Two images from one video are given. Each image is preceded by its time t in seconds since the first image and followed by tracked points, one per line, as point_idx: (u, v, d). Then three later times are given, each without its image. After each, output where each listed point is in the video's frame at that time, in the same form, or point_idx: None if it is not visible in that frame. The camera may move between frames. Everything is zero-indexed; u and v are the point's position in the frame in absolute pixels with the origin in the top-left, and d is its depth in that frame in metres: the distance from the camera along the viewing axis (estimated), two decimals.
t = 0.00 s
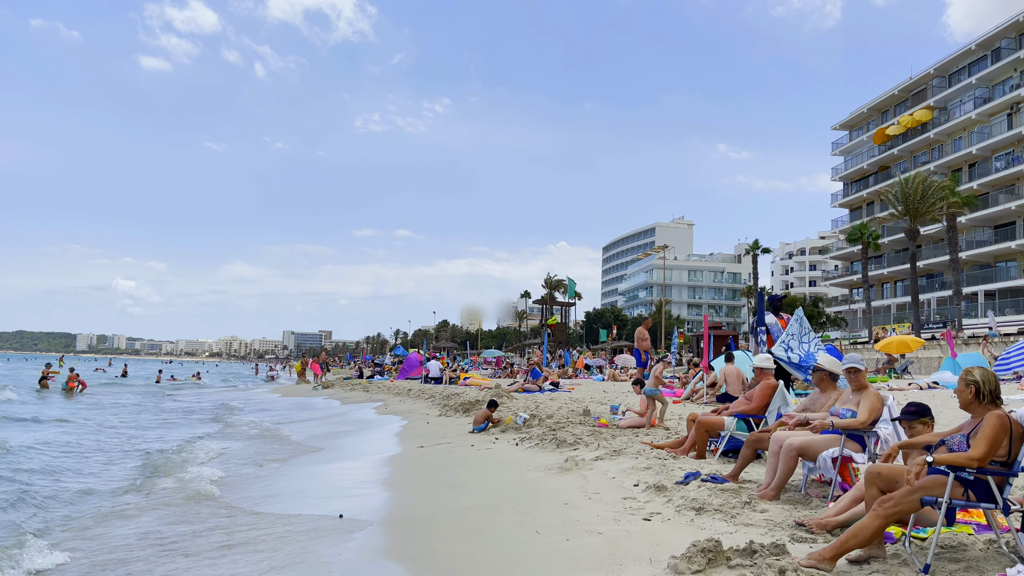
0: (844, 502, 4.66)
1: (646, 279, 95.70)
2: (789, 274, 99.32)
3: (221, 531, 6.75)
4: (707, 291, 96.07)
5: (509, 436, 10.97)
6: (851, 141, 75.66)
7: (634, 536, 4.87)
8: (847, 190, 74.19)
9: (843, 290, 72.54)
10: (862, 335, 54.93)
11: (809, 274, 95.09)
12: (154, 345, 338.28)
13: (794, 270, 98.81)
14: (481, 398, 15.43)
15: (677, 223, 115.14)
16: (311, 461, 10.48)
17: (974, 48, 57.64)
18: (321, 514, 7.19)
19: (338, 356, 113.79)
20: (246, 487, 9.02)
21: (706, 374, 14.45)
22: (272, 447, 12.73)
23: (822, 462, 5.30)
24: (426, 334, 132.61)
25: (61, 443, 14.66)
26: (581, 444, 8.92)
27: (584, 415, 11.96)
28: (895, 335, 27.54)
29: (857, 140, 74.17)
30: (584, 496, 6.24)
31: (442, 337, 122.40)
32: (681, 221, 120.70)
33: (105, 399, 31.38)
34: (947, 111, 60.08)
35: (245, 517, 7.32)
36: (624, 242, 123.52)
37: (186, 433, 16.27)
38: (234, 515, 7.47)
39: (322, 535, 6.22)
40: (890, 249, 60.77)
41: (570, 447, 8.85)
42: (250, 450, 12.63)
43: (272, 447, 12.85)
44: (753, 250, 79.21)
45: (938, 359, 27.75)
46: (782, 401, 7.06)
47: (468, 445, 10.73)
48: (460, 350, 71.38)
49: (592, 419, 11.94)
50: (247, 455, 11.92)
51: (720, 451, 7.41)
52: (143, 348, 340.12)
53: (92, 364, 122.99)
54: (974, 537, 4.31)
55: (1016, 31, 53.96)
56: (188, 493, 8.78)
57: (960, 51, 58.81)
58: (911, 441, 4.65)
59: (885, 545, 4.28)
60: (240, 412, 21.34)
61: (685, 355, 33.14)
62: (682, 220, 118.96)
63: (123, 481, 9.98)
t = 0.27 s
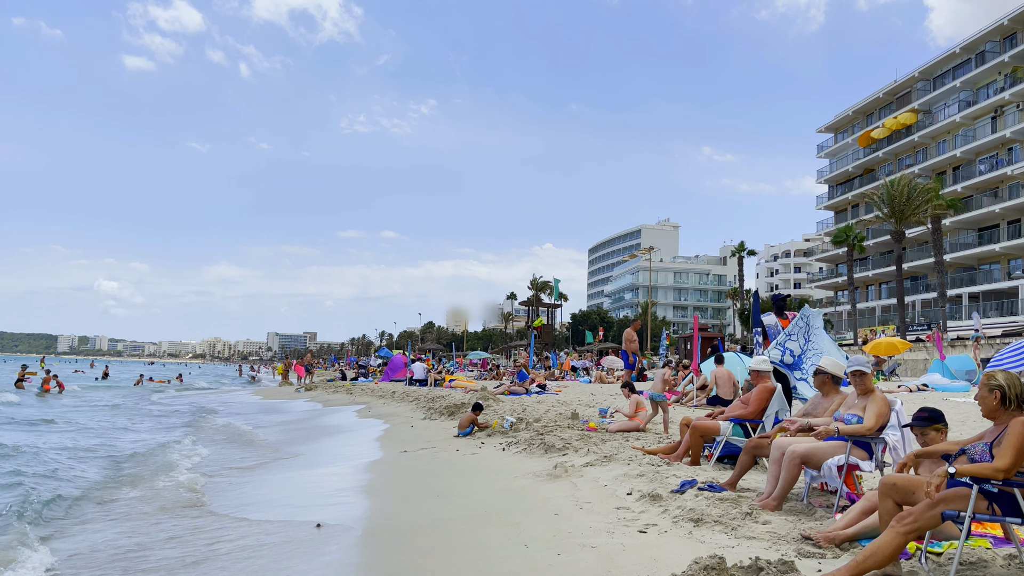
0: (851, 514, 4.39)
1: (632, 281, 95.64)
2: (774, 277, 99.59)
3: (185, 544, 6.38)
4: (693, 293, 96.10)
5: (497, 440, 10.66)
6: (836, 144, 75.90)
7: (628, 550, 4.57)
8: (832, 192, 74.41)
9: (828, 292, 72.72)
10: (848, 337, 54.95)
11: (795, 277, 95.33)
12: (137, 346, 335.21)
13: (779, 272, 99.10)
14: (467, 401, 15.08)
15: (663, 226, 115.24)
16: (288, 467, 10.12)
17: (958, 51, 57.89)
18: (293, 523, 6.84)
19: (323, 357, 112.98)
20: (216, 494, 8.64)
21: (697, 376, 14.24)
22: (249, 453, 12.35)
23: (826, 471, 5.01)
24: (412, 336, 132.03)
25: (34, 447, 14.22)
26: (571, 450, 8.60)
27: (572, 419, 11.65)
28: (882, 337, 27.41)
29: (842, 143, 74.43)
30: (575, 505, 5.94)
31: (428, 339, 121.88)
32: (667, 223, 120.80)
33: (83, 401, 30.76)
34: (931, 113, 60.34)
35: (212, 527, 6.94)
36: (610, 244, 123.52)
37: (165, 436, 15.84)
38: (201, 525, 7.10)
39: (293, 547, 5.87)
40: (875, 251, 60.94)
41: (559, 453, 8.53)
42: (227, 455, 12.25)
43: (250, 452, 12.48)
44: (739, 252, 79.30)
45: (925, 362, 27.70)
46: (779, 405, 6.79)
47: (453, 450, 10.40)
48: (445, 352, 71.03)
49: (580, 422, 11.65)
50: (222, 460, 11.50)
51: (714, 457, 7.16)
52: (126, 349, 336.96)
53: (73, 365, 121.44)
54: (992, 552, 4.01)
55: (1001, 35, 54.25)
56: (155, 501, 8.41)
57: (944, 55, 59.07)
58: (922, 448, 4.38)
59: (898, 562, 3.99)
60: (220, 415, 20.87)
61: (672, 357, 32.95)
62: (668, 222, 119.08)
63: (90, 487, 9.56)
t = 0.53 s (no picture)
0: (858, 524, 4.15)
1: (617, 282, 95.62)
2: (758, 278, 99.90)
3: (151, 555, 6.04)
4: (677, 294, 96.23)
5: (481, 444, 10.38)
6: (820, 147, 76.18)
7: (621, 563, 4.30)
8: (816, 195, 74.68)
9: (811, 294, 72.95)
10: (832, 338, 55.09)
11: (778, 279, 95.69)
12: (118, 348, 331.99)
13: (763, 274, 99.42)
14: (450, 403, 14.77)
15: (648, 227, 115.38)
16: (264, 471, 9.79)
17: (941, 55, 58.27)
18: (266, 531, 6.52)
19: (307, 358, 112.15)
20: (186, 501, 8.29)
21: (685, 377, 14.07)
22: (226, 457, 11.99)
23: (828, 478, 4.75)
24: (396, 337, 131.43)
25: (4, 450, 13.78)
26: (557, 454, 8.33)
27: (559, 421, 11.37)
28: (866, 339, 27.39)
29: (826, 146, 74.73)
30: (563, 514, 5.65)
31: (412, 340, 121.37)
32: (652, 225, 120.97)
33: (59, 402, 30.17)
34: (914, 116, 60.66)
35: (179, 536, 6.60)
36: (596, 245, 123.54)
37: (139, 438, 15.42)
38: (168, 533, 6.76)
39: (264, 558, 5.56)
40: (859, 253, 61.15)
41: (546, 457, 8.26)
42: (203, 458, 11.87)
43: (226, 456, 12.11)
44: (724, 254, 79.44)
45: (910, 364, 27.66)
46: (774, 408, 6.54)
47: (436, 453, 10.10)
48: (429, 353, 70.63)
49: (566, 425, 11.38)
50: (197, 464, 11.13)
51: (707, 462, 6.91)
52: (107, 350, 333.60)
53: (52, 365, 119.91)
54: (1007, 565, 3.78)
55: (983, 39, 54.64)
56: (121, 509, 8.05)
57: (927, 58, 59.44)
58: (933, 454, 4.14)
59: None
60: (198, 417, 20.43)
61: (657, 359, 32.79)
62: (652, 224, 119.21)
63: (57, 490, 9.19)
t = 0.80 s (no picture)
0: (865, 536, 3.87)
1: (600, 284, 95.55)
2: (741, 280, 100.15)
3: (102, 566, 5.67)
4: (661, 296, 96.30)
5: (463, 448, 10.06)
6: (803, 149, 76.42)
7: None
8: (799, 196, 74.92)
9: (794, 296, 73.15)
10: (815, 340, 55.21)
11: (761, 280, 95.99)
12: (97, 349, 328.49)
13: (746, 276, 99.68)
14: (432, 406, 14.42)
15: (631, 229, 115.43)
16: (236, 477, 9.41)
17: (924, 57, 58.57)
18: (230, 540, 6.16)
19: (289, 360, 111.22)
20: (151, 507, 7.91)
21: (672, 379, 13.84)
22: (199, 461, 11.59)
23: (831, 487, 4.47)
24: (379, 338, 130.69)
25: None
26: (543, 458, 8.03)
27: (544, 424, 11.05)
28: (851, 340, 27.32)
29: (809, 148, 75.03)
30: (549, 524, 5.33)
31: (396, 341, 120.73)
32: (635, 226, 121.03)
33: (33, 404, 29.50)
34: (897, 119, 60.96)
35: (137, 545, 6.23)
36: (580, 247, 123.52)
37: (110, 441, 14.96)
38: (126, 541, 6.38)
39: (226, 569, 5.22)
40: (842, 255, 61.33)
41: (530, 461, 7.94)
42: (174, 463, 11.46)
43: (198, 460, 11.71)
44: (707, 255, 79.50)
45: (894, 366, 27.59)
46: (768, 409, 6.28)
47: (417, 457, 9.77)
48: (412, 354, 70.20)
49: (550, 427, 11.07)
50: (166, 470, 10.73)
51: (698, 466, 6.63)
52: (86, 351, 330.08)
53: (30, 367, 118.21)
54: None
55: (965, 42, 54.97)
56: (81, 515, 7.65)
57: (910, 61, 59.74)
58: (948, 459, 3.84)
59: None
60: (174, 419, 19.96)
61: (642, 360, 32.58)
62: (636, 226, 119.30)
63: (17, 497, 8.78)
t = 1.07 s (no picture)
0: (882, 549, 3.58)
1: (585, 285, 95.44)
2: (726, 282, 100.34)
3: None
4: (645, 297, 96.28)
5: (448, 451, 9.73)
6: (787, 151, 76.64)
7: None
8: (783, 198, 75.13)
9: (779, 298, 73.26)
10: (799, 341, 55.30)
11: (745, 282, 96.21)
12: (78, 350, 325.00)
13: (730, 277, 99.88)
14: (416, 407, 14.07)
15: (616, 230, 115.40)
16: (208, 481, 9.05)
17: (907, 60, 58.83)
18: (194, 550, 5.82)
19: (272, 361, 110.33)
20: (115, 511, 7.54)
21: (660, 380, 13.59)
22: (172, 464, 11.19)
23: (841, 494, 4.18)
24: (363, 339, 129.95)
25: None
26: (531, 462, 7.71)
27: (531, 426, 10.75)
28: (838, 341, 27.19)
29: (793, 150, 75.27)
30: (538, 532, 5.02)
31: (380, 342, 120.14)
32: (621, 228, 121.00)
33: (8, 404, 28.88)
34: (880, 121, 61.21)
35: (94, 552, 5.89)
36: (565, 248, 123.40)
37: (82, 443, 14.50)
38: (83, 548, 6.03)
39: None
40: (826, 257, 61.48)
41: (518, 465, 7.63)
42: (145, 466, 11.06)
43: (172, 463, 11.31)
44: (692, 257, 79.55)
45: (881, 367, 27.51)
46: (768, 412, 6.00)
47: (399, 461, 9.43)
48: (396, 355, 69.72)
49: (537, 429, 10.77)
50: (138, 473, 10.33)
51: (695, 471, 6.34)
52: (66, 352, 326.35)
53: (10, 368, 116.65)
54: None
55: (949, 45, 55.26)
56: (40, 520, 7.27)
57: (894, 63, 60.01)
58: (973, 467, 3.57)
59: None
60: (150, 421, 19.49)
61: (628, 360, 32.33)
62: (621, 227, 119.30)
63: None
